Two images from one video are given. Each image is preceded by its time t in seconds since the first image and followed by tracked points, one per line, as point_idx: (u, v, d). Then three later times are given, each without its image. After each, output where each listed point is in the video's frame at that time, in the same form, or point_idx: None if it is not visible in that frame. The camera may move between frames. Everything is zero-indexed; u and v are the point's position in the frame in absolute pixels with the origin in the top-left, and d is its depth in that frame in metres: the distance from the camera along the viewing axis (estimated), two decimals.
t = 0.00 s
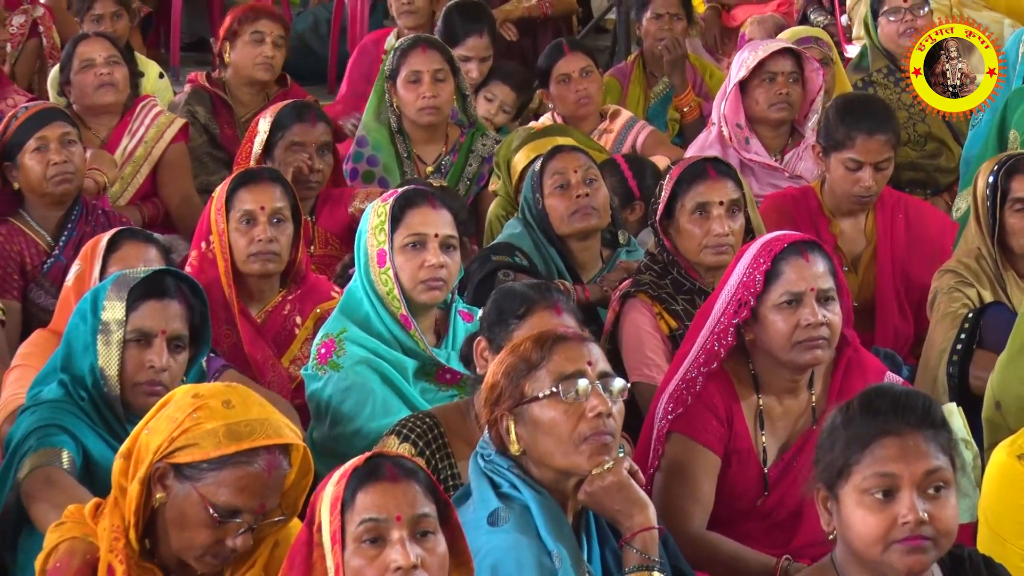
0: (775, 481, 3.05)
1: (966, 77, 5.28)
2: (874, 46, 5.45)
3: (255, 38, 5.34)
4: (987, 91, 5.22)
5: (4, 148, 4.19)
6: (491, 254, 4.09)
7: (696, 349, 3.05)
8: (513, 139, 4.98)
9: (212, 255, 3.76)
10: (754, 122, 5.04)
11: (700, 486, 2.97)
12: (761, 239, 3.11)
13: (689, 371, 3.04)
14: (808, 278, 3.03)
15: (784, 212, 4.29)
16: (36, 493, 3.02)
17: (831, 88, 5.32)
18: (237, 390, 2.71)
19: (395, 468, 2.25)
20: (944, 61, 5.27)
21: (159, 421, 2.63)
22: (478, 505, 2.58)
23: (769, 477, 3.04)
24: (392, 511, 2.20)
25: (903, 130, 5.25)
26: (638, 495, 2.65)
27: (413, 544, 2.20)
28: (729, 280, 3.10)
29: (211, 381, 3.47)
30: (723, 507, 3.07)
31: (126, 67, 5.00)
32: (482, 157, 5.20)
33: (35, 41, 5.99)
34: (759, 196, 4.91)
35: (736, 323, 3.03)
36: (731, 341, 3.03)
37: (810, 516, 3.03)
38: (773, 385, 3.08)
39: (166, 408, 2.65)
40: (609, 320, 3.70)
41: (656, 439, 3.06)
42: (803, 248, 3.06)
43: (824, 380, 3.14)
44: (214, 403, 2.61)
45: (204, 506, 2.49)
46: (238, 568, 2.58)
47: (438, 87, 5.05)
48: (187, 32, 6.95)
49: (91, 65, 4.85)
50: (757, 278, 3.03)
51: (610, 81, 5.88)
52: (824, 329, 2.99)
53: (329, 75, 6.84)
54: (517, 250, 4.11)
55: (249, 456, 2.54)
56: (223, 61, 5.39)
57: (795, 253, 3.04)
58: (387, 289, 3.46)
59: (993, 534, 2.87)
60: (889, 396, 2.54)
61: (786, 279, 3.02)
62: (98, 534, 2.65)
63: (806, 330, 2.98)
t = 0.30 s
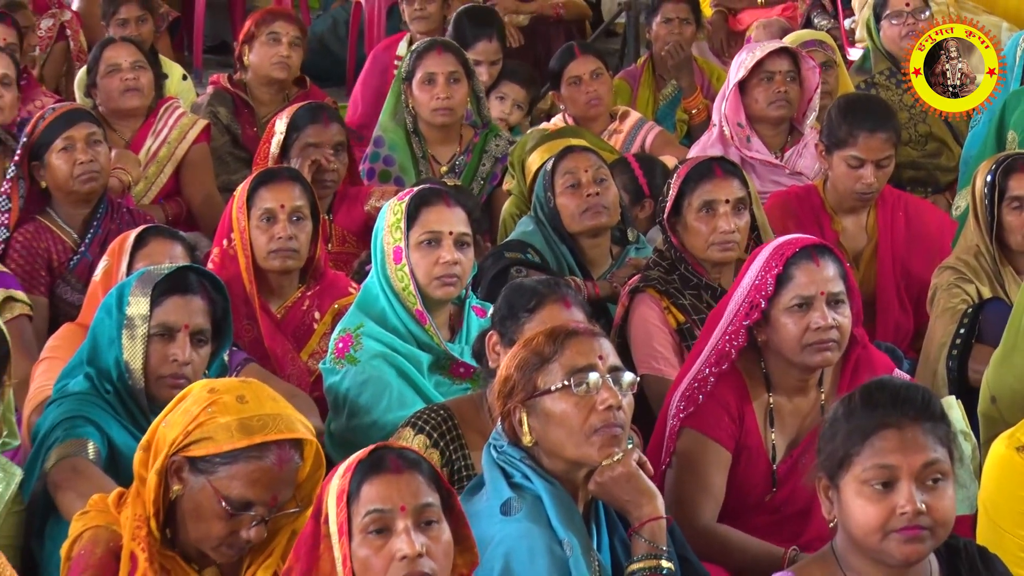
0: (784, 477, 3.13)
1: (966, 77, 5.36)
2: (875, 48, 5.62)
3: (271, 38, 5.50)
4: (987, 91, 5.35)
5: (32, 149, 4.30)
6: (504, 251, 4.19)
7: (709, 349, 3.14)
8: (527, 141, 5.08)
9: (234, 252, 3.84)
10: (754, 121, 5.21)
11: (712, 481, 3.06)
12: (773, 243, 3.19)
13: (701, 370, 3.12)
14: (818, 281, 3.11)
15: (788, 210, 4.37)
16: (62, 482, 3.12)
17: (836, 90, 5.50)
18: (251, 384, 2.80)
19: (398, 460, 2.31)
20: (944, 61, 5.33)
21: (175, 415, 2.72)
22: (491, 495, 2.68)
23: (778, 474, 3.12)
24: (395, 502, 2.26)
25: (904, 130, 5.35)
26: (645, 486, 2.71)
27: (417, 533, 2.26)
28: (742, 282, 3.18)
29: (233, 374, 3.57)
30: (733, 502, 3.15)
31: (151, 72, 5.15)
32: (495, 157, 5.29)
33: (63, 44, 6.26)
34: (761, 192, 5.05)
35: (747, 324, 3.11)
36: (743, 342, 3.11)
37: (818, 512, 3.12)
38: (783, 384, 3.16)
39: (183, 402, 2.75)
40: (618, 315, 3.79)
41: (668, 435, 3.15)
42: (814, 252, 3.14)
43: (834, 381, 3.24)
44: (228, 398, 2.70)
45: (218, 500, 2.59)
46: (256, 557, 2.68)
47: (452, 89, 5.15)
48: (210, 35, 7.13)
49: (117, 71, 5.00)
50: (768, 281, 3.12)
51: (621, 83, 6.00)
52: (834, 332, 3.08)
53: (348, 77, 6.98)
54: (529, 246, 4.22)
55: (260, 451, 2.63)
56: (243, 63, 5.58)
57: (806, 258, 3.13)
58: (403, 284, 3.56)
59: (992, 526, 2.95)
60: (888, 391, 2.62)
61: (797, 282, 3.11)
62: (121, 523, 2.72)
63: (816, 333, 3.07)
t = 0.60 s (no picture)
0: (791, 465, 3.25)
1: (966, 77, 5.52)
2: (881, 47, 5.84)
3: (296, 41, 5.76)
4: (986, 92, 5.49)
5: (66, 146, 4.45)
6: (521, 245, 4.28)
7: (720, 344, 3.26)
8: (539, 139, 5.20)
9: (260, 246, 3.98)
10: (761, 119, 5.34)
11: (722, 469, 3.19)
12: (781, 242, 3.31)
13: (712, 363, 3.24)
14: (824, 281, 3.24)
15: (793, 205, 4.49)
16: (96, 467, 3.24)
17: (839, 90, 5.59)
18: (276, 372, 2.93)
19: (424, 442, 2.44)
20: (944, 61, 5.56)
21: (203, 401, 2.85)
22: (504, 480, 2.81)
23: (785, 462, 3.24)
24: (422, 481, 2.39)
25: (905, 126, 5.48)
26: (651, 469, 2.83)
27: (442, 512, 2.39)
28: (751, 279, 3.30)
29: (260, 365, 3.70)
30: (741, 488, 3.28)
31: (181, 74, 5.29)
32: (511, 155, 5.41)
33: (97, 46, 6.45)
34: (767, 187, 5.17)
35: (758, 322, 3.23)
36: (754, 339, 3.24)
37: (824, 499, 3.24)
38: (790, 377, 3.28)
39: (212, 389, 2.87)
40: (629, 306, 3.91)
41: (680, 423, 3.27)
42: (820, 252, 3.26)
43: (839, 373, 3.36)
44: (254, 386, 2.83)
45: (245, 484, 2.73)
46: (284, 537, 2.81)
47: (470, 89, 5.29)
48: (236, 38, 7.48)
49: (149, 72, 5.16)
50: (777, 279, 3.24)
51: (633, 85, 6.16)
52: (838, 329, 3.20)
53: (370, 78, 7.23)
54: (545, 241, 4.32)
55: (284, 437, 2.76)
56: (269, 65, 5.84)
57: (812, 258, 3.25)
58: (423, 277, 3.69)
59: (987, 508, 3.10)
60: (894, 381, 2.74)
61: (804, 282, 3.23)
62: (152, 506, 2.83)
63: (822, 330, 3.19)
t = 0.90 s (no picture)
0: (790, 451, 3.35)
1: (966, 77, 5.76)
2: (884, 51, 6.01)
3: (316, 45, 5.89)
4: (986, 92, 5.76)
5: (92, 148, 4.58)
6: (534, 244, 4.39)
7: (718, 332, 3.36)
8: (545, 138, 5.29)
9: (281, 244, 4.10)
10: (771, 122, 5.43)
11: (723, 454, 3.29)
12: (777, 233, 3.42)
13: (711, 351, 3.34)
14: (819, 268, 3.34)
15: (798, 205, 4.58)
16: (121, 458, 3.34)
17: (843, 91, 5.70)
18: (295, 366, 2.99)
19: (442, 430, 2.54)
20: (944, 61, 5.83)
21: (224, 394, 2.91)
22: (515, 471, 2.91)
23: (784, 448, 3.34)
24: (442, 467, 2.49)
25: (907, 126, 5.71)
26: (657, 460, 2.91)
27: (462, 496, 2.49)
28: (748, 269, 3.41)
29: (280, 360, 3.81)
30: (743, 475, 3.38)
31: (203, 77, 5.42)
32: (524, 156, 5.50)
33: (122, 51, 6.60)
34: (775, 188, 5.27)
35: (754, 308, 3.34)
36: (751, 325, 3.34)
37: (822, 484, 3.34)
38: (788, 364, 3.38)
39: (232, 382, 2.94)
40: (638, 304, 4.01)
41: (682, 412, 3.37)
42: (814, 241, 3.37)
43: (836, 362, 3.45)
44: (273, 379, 2.89)
45: (264, 474, 2.80)
46: (302, 526, 2.89)
47: (484, 93, 5.39)
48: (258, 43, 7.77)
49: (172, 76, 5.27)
50: (772, 267, 3.34)
51: (643, 87, 6.36)
52: (833, 314, 3.29)
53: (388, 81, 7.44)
54: (557, 239, 4.42)
55: (303, 429, 2.83)
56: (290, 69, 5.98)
57: (806, 246, 3.36)
58: (438, 274, 3.80)
59: (984, 498, 3.28)
60: (895, 378, 2.78)
61: (799, 269, 3.33)
62: (175, 496, 2.91)
63: (817, 315, 3.28)
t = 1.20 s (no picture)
0: (796, 443, 3.48)
1: (966, 78, 5.91)
2: (888, 60, 6.28)
3: (342, 53, 6.06)
4: (986, 92, 5.92)
5: (127, 152, 4.74)
6: (554, 244, 4.51)
7: (727, 329, 3.49)
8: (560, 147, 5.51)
9: (308, 245, 4.25)
10: (784, 132, 5.56)
11: (735, 446, 3.42)
12: (784, 232, 3.53)
13: (722, 348, 3.47)
14: (824, 268, 3.46)
15: (805, 208, 4.69)
16: (155, 450, 3.48)
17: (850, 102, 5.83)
18: (321, 362, 3.12)
19: (465, 428, 2.68)
20: (944, 61, 6.04)
21: (254, 388, 3.04)
22: (536, 463, 3.04)
23: (791, 440, 3.47)
24: (466, 465, 2.62)
25: (911, 133, 5.89)
26: (674, 456, 3.04)
27: (486, 493, 2.62)
28: (757, 268, 3.52)
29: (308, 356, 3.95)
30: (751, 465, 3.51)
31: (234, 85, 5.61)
32: (542, 160, 5.63)
33: (157, 60, 6.74)
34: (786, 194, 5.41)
35: (762, 306, 3.46)
36: (759, 322, 3.47)
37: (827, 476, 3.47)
38: (794, 359, 3.50)
39: (262, 377, 3.07)
40: (651, 303, 4.13)
41: (695, 405, 3.51)
42: (820, 241, 3.48)
43: (840, 356, 3.58)
44: (300, 374, 3.02)
45: (291, 466, 2.92)
46: (329, 515, 3.03)
47: (503, 99, 5.53)
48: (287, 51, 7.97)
49: (203, 83, 5.46)
50: (780, 267, 3.46)
51: (657, 94, 6.59)
52: (837, 312, 3.41)
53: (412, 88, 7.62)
54: (576, 239, 4.54)
55: (329, 423, 2.96)
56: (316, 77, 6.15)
57: (813, 247, 3.47)
58: (460, 273, 3.93)
59: (987, 492, 3.40)
60: (895, 377, 2.88)
61: (805, 269, 3.45)
62: (205, 487, 3.04)
63: (821, 313, 3.40)
